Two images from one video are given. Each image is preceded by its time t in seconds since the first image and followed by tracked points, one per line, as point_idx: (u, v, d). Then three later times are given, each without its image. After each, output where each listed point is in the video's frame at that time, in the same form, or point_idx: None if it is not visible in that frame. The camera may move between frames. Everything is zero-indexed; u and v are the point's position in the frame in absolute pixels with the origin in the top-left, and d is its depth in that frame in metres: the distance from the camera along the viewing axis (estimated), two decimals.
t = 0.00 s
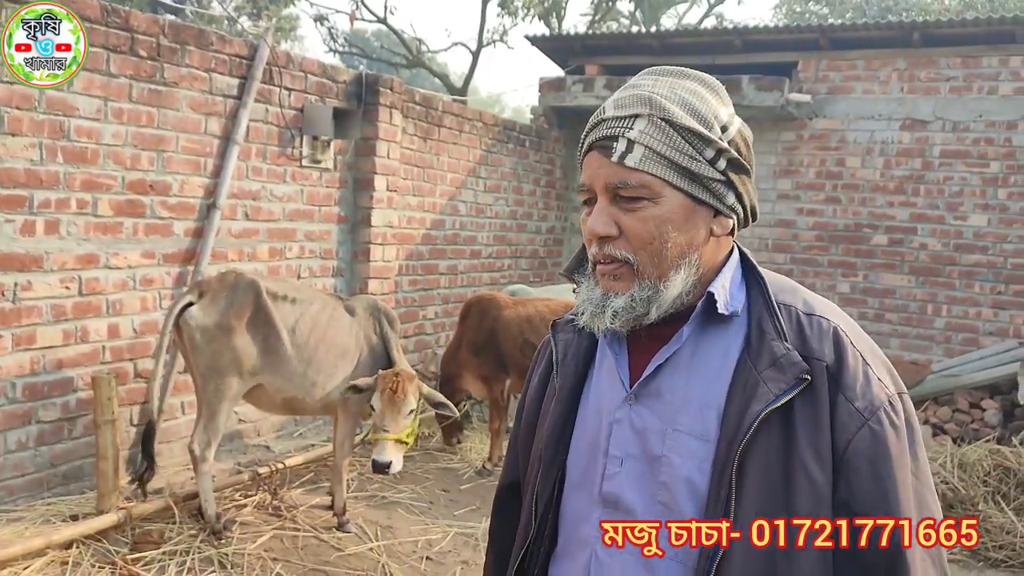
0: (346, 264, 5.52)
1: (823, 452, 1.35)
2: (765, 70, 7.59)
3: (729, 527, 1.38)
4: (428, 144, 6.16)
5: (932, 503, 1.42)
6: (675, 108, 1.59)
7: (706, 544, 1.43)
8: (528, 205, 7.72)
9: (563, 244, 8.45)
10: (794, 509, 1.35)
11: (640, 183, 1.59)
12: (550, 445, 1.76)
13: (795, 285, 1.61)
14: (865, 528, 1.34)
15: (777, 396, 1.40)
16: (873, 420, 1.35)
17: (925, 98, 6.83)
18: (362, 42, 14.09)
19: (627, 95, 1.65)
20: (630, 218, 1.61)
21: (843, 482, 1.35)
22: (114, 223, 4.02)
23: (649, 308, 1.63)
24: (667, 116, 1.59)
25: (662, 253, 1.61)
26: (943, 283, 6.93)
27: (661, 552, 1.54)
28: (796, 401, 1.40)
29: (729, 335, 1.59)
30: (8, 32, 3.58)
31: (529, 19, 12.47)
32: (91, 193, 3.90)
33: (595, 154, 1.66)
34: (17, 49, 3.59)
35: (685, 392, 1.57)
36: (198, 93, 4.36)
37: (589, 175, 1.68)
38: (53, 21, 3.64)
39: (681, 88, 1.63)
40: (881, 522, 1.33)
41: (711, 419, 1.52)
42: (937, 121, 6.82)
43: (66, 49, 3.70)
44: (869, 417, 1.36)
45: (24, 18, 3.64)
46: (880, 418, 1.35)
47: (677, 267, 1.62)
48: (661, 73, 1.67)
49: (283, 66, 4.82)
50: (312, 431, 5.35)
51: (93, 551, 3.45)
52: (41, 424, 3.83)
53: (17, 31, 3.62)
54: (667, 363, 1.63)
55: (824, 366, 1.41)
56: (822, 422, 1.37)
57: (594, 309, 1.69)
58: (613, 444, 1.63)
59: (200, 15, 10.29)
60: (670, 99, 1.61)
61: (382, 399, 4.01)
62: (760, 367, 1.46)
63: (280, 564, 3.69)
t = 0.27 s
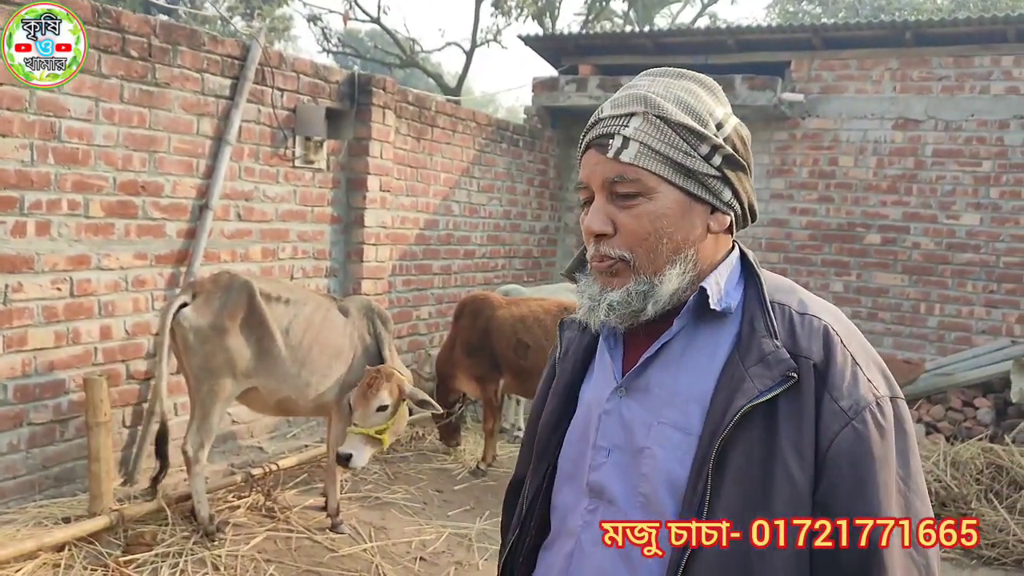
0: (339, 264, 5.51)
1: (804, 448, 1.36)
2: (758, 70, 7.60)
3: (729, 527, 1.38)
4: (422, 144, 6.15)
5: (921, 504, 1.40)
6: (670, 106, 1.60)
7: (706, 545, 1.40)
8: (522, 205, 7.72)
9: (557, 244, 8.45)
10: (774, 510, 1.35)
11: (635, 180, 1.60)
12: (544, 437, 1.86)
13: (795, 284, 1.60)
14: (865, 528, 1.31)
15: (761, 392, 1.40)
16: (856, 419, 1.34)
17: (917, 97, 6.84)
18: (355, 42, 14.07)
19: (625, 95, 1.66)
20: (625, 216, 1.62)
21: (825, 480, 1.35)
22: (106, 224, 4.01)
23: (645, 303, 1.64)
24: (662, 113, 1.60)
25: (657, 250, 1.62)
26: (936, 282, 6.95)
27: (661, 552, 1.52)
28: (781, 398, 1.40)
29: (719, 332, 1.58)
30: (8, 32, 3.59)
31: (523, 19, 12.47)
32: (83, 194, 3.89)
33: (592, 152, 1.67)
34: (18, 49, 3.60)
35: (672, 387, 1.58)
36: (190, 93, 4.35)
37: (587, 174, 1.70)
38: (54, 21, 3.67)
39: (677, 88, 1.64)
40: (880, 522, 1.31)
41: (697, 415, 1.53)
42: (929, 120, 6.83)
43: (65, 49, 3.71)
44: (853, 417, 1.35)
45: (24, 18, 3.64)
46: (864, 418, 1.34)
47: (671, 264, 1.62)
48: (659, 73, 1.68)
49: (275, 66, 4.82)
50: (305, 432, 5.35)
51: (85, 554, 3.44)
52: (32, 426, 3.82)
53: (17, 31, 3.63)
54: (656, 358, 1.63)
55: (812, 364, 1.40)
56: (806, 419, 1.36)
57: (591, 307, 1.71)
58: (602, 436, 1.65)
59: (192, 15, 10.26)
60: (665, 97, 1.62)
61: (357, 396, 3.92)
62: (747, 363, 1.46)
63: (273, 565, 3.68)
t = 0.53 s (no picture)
0: (332, 265, 5.51)
1: (809, 448, 1.33)
2: (751, 69, 7.61)
3: (729, 527, 1.36)
4: (414, 144, 6.15)
5: (926, 505, 1.36)
6: (671, 99, 1.59)
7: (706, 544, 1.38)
8: (515, 205, 7.72)
9: (551, 244, 8.45)
10: (776, 508, 1.33)
11: (638, 173, 1.60)
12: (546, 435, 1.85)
13: (801, 282, 1.58)
14: (865, 528, 1.29)
15: (766, 390, 1.38)
16: (861, 418, 1.32)
17: (909, 96, 6.86)
18: (349, 42, 14.07)
19: (624, 90, 1.66)
20: (629, 211, 1.61)
21: (828, 479, 1.33)
22: (98, 225, 4.00)
23: (654, 300, 1.62)
24: (662, 106, 1.59)
25: (662, 244, 1.61)
26: (928, 281, 6.97)
27: (661, 553, 1.50)
28: (786, 397, 1.38)
29: (724, 330, 1.57)
30: (8, 32, 3.62)
31: (516, 18, 12.47)
32: (74, 195, 3.88)
33: (594, 148, 1.67)
34: (17, 49, 3.63)
35: (676, 385, 1.56)
36: (182, 93, 4.34)
37: (588, 171, 1.69)
38: (53, 21, 3.70)
39: (677, 81, 1.64)
40: (880, 522, 1.29)
41: (701, 413, 1.51)
42: (921, 120, 6.85)
43: (65, 49, 3.75)
44: (858, 415, 1.33)
45: (24, 17, 3.68)
46: (869, 417, 1.32)
47: (677, 258, 1.61)
48: (657, 68, 1.68)
49: (267, 66, 4.81)
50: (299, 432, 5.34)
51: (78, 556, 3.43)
52: (24, 427, 3.81)
53: (17, 31, 3.65)
54: (659, 356, 1.62)
55: (817, 362, 1.38)
56: (810, 418, 1.35)
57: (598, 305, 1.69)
58: (604, 435, 1.64)
59: (184, 15, 10.25)
60: (666, 91, 1.62)
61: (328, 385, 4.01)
62: (752, 362, 1.44)
63: (266, 566, 3.68)
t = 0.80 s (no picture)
0: (324, 265, 5.50)
1: (821, 452, 1.32)
2: (743, 69, 7.63)
3: (729, 528, 1.33)
4: (407, 144, 6.15)
5: (937, 504, 1.35)
6: (674, 97, 1.62)
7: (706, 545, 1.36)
8: (508, 205, 7.72)
9: (543, 243, 8.46)
10: (789, 509, 1.31)
11: (651, 173, 1.60)
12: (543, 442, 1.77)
13: (802, 281, 1.58)
14: (865, 528, 1.28)
15: (775, 394, 1.37)
16: (874, 420, 1.31)
17: (900, 96, 6.88)
18: (342, 42, 14.07)
19: (621, 90, 1.66)
20: (645, 211, 1.60)
21: (841, 482, 1.31)
22: (89, 225, 3.99)
23: (674, 301, 1.60)
24: (667, 104, 1.62)
25: (680, 243, 1.61)
26: (919, 280, 6.99)
27: (661, 553, 1.49)
28: (795, 400, 1.37)
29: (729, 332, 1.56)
30: (8, 32, 3.64)
31: (509, 18, 12.48)
32: (64, 195, 3.87)
33: (598, 150, 1.66)
34: (16, 49, 3.65)
35: (682, 389, 1.54)
36: (173, 93, 4.33)
37: (592, 174, 1.67)
38: (52, 21, 3.73)
39: (673, 79, 1.67)
40: (880, 522, 1.27)
41: (708, 417, 1.49)
42: (912, 119, 6.87)
43: (65, 49, 3.77)
44: (870, 417, 1.31)
45: (24, 18, 3.72)
46: (882, 418, 1.31)
47: (694, 256, 1.62)
48: (647, 67, 1.70)
49: (259, 66, 4.80)
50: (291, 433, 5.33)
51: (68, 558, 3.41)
52: (15, 428, 3.79)
53: (16, 31, 3.69)
54: (664, 360, 1.62)
55: (826, 364, 1.37)
56: (821, 421, 1.33)
57: (616, 310, 1.65)
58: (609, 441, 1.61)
59: (176, 15, 10.23)
60: (665, 89, 1.64)
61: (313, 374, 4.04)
62: (760, 365, 1.42)
63: (258, 567, 3.67)
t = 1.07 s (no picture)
0: (317, 265, 5.49)
1: (836, 456, 1.35)
2: (735, 69, 7.64)
3: (729, 527, 1.38)
4: (399, 144, 6.14)
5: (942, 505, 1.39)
6: (707, 96, 1.63)
7: (706, 545, 1.43)
8: (500, 205, 7.73)
9: (536, 243, 8.46)
10: (797, 510, 1.35)
11: (678, 171, 1.61)
12: (546, 443, 1.70)
13: (805, 283, 1.63)
14: (865, 528, 1.33)
15: (789, 396, 1.40)
16: (885, 421, 1.35)
17: (891, 96, 6.91)
18: (334, 43, 14.07)
19: (654, 81, 1.65)
20: (667, 209, 1.61)
21: (855, 485, 1.35)
22: (80, 225, 3.98)
23: (682, 302, 1.62)
24: (700, 102, 1.62)
25: (697, 244, 1.63)
26: (910, 279, 7.02)
27: (661, 552, 1.51)
28: (807, 402, 1.40)
29: (738, 333, 1.59)
30: (9, 32, 3.68)
31: (501, 18, 12.48)
32: (55, 195, 3.86)
33: (626, 140, 1.64)
34: (17, 49, 3.69)
35: (693, 389, 1.56)
36: (165, 93, 4.32)
37: (616, 164, 1.66)
38: (53, 21, 3.77)
39: (704, 78, 1.68)
40: (880, 522, 1.32)
41: (720, 418, 1.51)
42: (903, 119, 6.90)
43: (66, 49, 3.80)
44: (883, 419, 1.36)
45: (25, 18, 3.77)
46: (894, 420, 1.36)
47: (708, 258, 1.64)
48: (679, 60, 1.70)
49: (251, 66, 4.79)
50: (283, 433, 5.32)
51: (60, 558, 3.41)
52: (6, 429, 3.79)
53: (17, 31, 3.73)
54: (672, 360, 1.62)
55: (838, 365, 1.41)
56: (835, 424, 1.37)
57: (626, 305, 1.65)
58: (618, 442, 1.61)
59: (168, 14, 10.20)
60: (699, 86, 1.65)
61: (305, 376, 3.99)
62: (771, 367, 1.46)
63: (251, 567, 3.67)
